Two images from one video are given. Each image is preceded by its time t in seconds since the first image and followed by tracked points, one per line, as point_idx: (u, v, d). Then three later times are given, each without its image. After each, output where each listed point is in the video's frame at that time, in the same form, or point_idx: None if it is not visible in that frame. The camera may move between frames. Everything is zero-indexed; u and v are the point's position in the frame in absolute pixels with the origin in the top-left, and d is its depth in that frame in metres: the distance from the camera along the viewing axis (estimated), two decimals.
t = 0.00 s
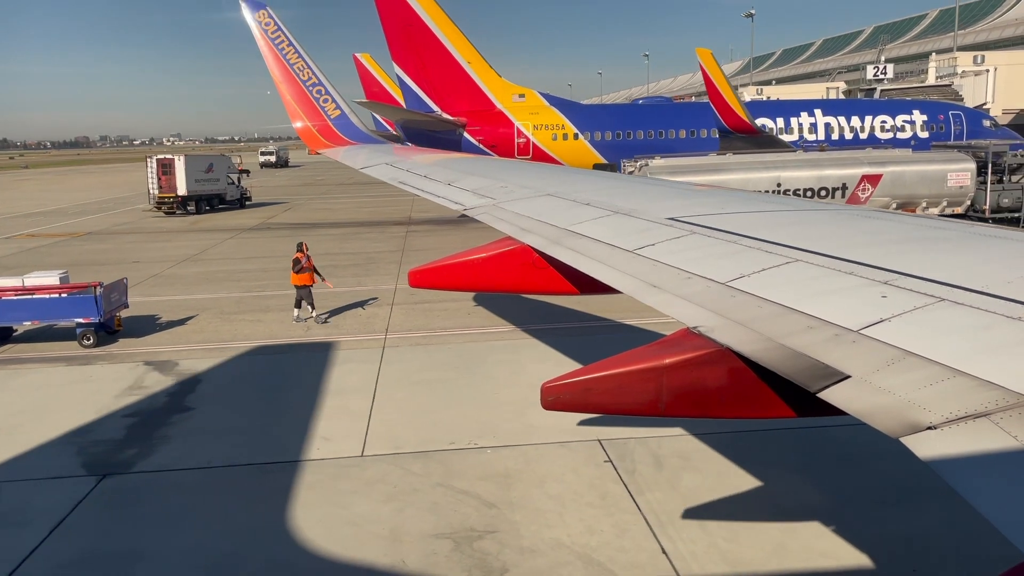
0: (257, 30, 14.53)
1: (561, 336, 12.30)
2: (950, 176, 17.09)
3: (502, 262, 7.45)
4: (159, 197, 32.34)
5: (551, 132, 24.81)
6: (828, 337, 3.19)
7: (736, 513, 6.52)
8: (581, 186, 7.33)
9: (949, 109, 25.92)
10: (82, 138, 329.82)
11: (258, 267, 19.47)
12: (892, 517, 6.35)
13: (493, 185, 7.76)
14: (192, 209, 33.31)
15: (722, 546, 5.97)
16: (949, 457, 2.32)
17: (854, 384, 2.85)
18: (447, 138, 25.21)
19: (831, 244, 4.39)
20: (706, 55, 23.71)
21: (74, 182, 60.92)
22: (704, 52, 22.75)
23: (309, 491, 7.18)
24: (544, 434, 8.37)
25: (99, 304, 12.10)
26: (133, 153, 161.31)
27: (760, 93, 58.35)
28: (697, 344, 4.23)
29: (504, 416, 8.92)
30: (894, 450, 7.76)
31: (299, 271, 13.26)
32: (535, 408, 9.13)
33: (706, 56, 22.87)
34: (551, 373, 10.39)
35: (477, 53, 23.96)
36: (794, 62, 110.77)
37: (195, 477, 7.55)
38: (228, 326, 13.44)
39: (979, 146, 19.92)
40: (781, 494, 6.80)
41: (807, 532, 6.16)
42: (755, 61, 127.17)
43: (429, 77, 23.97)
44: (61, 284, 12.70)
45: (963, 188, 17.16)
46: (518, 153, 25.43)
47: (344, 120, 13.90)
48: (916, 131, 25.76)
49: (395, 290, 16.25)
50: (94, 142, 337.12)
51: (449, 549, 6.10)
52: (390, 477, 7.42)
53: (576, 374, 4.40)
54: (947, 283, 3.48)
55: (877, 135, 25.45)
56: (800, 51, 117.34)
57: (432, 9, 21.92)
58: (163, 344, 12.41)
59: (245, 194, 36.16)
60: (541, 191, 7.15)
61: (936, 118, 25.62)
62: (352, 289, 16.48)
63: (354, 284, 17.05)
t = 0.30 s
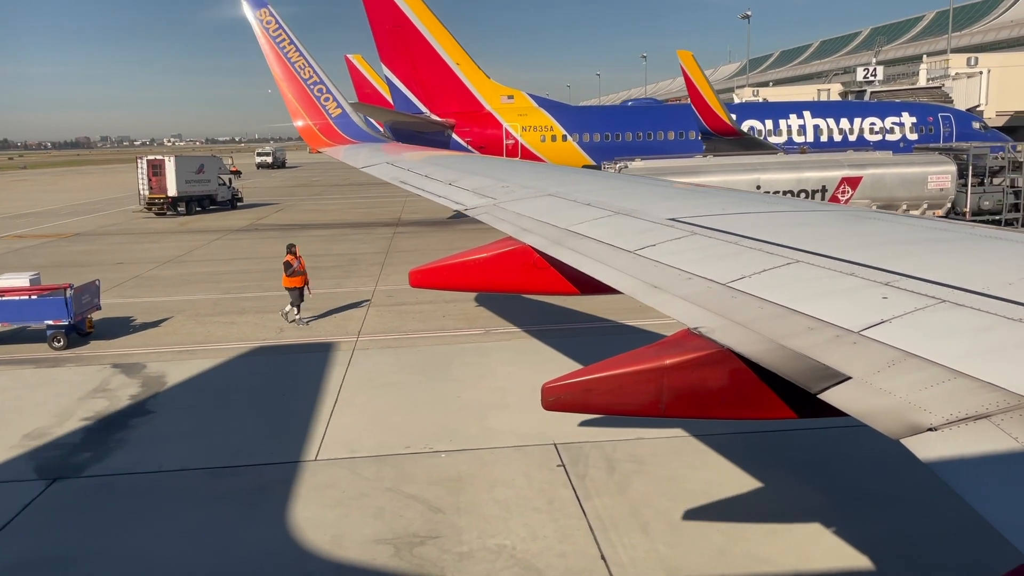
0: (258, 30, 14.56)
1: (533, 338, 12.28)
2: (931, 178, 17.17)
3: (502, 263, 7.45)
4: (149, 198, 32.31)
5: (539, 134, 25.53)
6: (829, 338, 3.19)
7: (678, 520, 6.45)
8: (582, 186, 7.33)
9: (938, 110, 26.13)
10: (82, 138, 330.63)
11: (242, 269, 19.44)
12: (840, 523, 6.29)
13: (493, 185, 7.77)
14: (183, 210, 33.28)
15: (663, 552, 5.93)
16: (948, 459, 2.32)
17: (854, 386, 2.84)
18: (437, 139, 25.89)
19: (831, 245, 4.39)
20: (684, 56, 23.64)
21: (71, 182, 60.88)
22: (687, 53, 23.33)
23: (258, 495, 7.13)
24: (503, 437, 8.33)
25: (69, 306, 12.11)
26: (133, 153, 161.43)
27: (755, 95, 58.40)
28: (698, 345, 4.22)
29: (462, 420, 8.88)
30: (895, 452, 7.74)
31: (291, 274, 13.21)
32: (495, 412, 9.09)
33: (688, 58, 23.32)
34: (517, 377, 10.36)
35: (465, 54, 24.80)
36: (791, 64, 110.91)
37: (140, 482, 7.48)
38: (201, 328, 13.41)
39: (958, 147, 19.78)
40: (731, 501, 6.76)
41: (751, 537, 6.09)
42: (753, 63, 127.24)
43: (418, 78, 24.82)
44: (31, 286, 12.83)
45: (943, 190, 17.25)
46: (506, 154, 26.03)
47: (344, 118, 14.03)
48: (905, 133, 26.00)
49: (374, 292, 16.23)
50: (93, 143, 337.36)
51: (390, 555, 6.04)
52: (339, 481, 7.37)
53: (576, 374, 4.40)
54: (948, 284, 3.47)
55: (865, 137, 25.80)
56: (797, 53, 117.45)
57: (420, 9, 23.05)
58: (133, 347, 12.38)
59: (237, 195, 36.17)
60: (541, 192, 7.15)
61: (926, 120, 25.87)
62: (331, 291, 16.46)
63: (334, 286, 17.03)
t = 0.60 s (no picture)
0: (259, 29, 14.61)
1: (504, 341, 12.24)
2: (912, 181, 17.35)
3: (503, 263, 7.45)
4: (140, 199, 32.28)
5: (528, 135, 25.65)
6: (829, 338, 3.18)
7: (621, 524, 6.40)
8: (582, 186, 7.33)
9: (928, 113, 26.33)
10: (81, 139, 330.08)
11: (225, 270, 19.41)
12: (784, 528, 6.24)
13: (494, 185, 7.76)
14: (174, 212, 33.25)
15: (603, 558, 5.89)
16: (948, 460, 2.33)
17: (854, 386, 2.84)
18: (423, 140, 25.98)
19: (832, 246, 4.39)
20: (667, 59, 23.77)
21: (68, 183, 61.01)
22: (668, 55, 23.52)
23: (207, 499, 7.08)
24: (460, 440, 8.28)
25: (40, 308, 12.12)
26: (131, 154, 161.68)
27: (752, 97, 58.43)
28: (699, 345, 4.22)
29: (421, 423, 8.83)
30: (892, 453, 7.74)
31: (282, 276, 13.19)
32: (454, 414, 9.05)
33: (671, 60, 23.58)
34: (483, 380, 10.32)
35: (454, 56, 25.01)
36: (789, 66, 110.82)
37: (88, 485, 7.43)
38: (174, 331, 13.38)
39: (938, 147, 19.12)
40: (680, 505, 6.71)
41: (693, 546, 6.05)
42: (752, 65, 127.30)
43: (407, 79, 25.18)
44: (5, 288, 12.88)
45: (924, 193, 17.40)
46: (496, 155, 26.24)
47: (345, 118, 14.10)
48: (894, 135, 26.15)
49: (354, 294, 16.20)
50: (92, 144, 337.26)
51: (330, 561, 5.99)
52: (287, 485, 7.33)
53: (576, 375, 4.40)
54: (949, 285, 3.47)
55: (854, 139, 25.92)
56: (795, 55, 117.51)
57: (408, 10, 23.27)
58: (103, 349, 12.36)
59: (229, 197, 36.14)
60: (541, 192, 7.14)
61: (915, 122, 26.11)
62: (311, 292, 16.44)
63: (314, 287, 17.01)
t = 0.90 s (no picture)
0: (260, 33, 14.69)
1: (476, 344, 12.21)
2: (892, 183, 17.57)
3: (503, 265, 7.45)
4: (130, 201, 32.26)
5: (517, 137, 25.89)
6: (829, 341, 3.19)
7: (568, 529, 6.39)
8: (582, 189, 7.33)
9: (918, 115, 26.84)
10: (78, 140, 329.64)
11: (208, 272, 19.35)
12: (730, 535, 6.23)
13: (494, 188, 7.76)
14: (164, 213, 33.20)
15: (546, 564, 5.87)
16: (949, 462, 2.34)
17: (854, 389, 2.85)
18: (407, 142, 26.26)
19: (832, 249, 4.40)
20: (649, 60, 23.75)
21: (65, 183, 60.88)
22: (651, 57, 23.51)
23: (157, 503, 7.06)
24: (419, 444, 8.25)
25: (11, 311, 12.17)
26: (126, 155, 161.31)
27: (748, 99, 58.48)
28: (699, 348, 4.22)
29: (380, 426, 8.81)
30: (893, 454, 7.75)
31: (276, 275, 13.17)
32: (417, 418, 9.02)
33: (652, 61, 23.66)
34: (450, 384, 10.29)
35: (442, 58, 25.16)
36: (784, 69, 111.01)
37: (38, 488, 7.39)
38: (150, 334, 13.32)
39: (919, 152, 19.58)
40: (631, 509, 6.69)
41: (639, 550, 6.04)
42: (749, 67, 127.47)
43: (395, 81, 25.03)
44: None
45: (905, 196, 17.62)
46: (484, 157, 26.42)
47: (345, 122, 13.81)
48: (884, 137, 26.50)
49: (340, 296, 16.18)
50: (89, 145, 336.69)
51: (273, 566, 5.97)
52: (240, 489, 7.30)
53: (577, 377, 4.40)
54: (948, 288, 3.48)
55: (844, 141, 26.23)
56: (792, 56, 117.65)
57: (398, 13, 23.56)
58: (75, 351, 12.32)
59: (220, 199, 36.12)
60: (541, 194, 7.14)
61: (905, 124, 26.54)
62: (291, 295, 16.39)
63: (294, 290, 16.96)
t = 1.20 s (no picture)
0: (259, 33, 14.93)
1: (449, 347, 12.16)
2: (874, 186, 17.78)
3: (503, 265, 7.45)
4: (120, 202, 32.32)
5: (505, 138, 26.22)
6: (829, 342, 3.18)
7: (517, 534, 6.35)
8: (580, 190, 7.32)
9: (906, 118, 26.71)
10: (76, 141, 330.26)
11: (190, 274, 19.32)
12: (679, 541, 6.18)
13: (494, 188, 7.75)
14: (154, 214, 33.21)
15: (490, 571, 5.82)
16: (947, 463, 2.34)
17: (854, 391, 2.84)
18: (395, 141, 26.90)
19: (832, 250, 4.40)
20: (632, 64, 24.35)
21: (62, 185, 61.13)
22: (633, 60, 23.99)
23: (122, 505, 7.03)
24: (379, 448, 8.20)
25: None
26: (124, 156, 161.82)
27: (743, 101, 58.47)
28: (699, 349, 4.22)
29: (342, 430, 8.77)
30: (890, 456, 7.75)
31: (268, 279, 13.14)
32: (380, 421, 8.98)
33: (633, 64, 24.10)
34: (417, 387, 10.25)
35: (431, 59, 25.32)
36: (781, 71, 111.16)
37: (14, 490, 7.37)
38: (126, 335, 13.34)
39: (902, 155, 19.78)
40: (583, 514, 6.65)
41: (587, 555, 5.99)
42: (747, 69, 127.61)
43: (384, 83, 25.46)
44: None
45: (886, 199, 17.92)
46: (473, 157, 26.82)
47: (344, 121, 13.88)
48: (872, 140, 26.50)
49: (330, 297, 16.20)
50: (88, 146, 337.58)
51: (216, 572, 5.92)
52: (195, 493, 7.27)
53: (576, 378, 4.40)
54: (947, 289, 3.48)
55: (832, 144, 26.29)
56: (788, 58, 117.75)
57: (385, 12, 23.37)
58: (59, 352, 12.33)
59: (211, 200, 36.14)
60: (540, 195, 7.14)
61: (893, 126, 26.41)
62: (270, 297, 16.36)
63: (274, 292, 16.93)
